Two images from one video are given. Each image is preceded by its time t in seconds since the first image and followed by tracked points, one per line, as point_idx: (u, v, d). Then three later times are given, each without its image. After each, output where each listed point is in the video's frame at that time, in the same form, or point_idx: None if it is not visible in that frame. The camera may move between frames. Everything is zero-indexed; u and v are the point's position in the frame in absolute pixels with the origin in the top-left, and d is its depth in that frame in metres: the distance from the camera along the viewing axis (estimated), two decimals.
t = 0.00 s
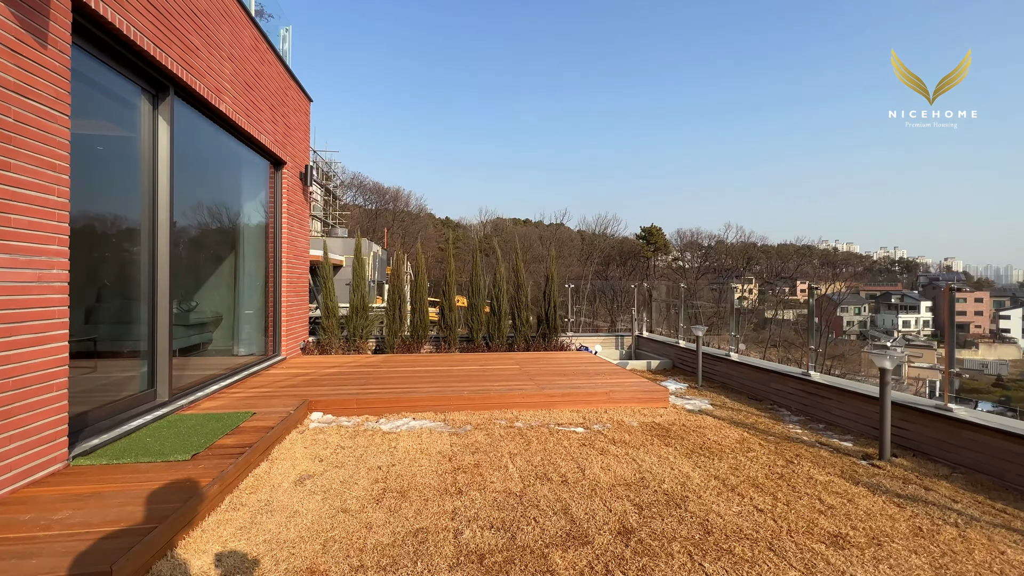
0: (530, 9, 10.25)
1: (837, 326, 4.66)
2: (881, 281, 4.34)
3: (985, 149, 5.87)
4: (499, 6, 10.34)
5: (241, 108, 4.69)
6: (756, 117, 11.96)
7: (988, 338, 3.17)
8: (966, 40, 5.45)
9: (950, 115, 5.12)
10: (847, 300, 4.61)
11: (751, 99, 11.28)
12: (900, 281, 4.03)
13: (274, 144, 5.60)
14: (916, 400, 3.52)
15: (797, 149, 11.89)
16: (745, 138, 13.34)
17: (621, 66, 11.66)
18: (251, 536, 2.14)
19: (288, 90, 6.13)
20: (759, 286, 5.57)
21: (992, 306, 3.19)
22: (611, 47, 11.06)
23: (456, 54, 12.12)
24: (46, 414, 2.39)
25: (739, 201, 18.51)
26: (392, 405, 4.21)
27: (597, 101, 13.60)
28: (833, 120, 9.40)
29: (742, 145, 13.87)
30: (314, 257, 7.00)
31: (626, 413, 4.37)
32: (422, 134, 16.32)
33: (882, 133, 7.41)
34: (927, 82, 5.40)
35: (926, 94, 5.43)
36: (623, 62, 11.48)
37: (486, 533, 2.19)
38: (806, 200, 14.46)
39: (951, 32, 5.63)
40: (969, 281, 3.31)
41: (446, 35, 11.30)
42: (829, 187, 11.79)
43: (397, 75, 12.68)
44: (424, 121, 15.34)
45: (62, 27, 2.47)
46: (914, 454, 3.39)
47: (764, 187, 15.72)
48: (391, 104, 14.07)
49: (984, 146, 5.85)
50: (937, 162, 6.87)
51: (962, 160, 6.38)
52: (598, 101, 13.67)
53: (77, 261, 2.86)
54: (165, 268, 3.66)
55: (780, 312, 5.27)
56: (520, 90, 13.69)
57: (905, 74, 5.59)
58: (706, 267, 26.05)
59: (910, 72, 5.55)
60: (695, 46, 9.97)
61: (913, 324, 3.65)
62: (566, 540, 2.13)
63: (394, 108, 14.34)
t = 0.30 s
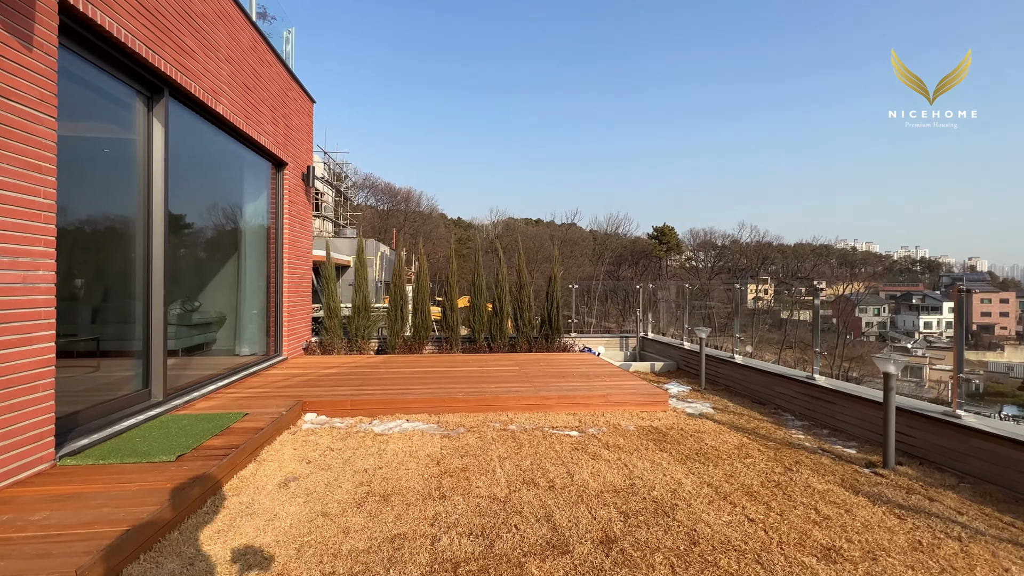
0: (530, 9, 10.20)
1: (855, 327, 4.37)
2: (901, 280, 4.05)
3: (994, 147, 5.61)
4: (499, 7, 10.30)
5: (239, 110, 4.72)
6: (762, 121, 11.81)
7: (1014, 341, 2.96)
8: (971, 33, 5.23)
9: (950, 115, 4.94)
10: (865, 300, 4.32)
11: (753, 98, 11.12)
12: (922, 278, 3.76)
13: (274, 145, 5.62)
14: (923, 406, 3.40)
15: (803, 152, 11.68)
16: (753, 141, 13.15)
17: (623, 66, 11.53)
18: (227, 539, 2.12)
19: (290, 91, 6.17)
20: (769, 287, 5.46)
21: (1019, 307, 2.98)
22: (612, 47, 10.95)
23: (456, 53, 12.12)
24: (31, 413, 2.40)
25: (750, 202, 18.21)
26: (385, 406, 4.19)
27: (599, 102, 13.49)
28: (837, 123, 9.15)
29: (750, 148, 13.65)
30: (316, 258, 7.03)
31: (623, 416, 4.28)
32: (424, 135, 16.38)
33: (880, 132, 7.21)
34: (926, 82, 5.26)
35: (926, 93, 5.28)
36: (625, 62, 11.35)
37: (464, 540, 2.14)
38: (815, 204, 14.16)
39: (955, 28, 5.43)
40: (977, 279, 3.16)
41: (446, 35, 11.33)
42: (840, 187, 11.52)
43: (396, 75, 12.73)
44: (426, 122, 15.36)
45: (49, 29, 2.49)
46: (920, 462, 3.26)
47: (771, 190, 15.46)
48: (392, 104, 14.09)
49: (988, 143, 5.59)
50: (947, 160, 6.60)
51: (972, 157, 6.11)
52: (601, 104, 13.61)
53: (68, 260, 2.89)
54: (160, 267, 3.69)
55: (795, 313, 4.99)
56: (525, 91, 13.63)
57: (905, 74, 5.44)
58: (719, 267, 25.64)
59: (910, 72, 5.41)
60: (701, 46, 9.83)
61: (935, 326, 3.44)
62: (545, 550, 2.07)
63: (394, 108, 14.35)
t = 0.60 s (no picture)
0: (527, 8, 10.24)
1: (875, 328, 4.15)
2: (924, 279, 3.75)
3: (1013, 145, 5.23)
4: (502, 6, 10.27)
5: (239, 110, 4.75)
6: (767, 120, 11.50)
7: None
8: (975, 28, 5.09)
9: (950, 114, 4.89)
10: (886, 300, 4.07)
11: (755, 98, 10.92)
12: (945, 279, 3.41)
13: (276, 146, 5.66)
14: (932, 410, 3.28)
15: (808, 152, 11.38)
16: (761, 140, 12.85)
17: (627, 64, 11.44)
18: (209, 539, 2.11)
19: (293, 92, 6.22)
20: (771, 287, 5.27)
21: None
22: (617, 45, 10.86)
23: (462, 53, 12.35)
24: (24, 411, 2.43)
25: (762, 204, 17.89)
26: (382, 407, 4.17)
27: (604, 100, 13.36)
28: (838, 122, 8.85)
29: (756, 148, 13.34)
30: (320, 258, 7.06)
31: (622, 418, 4.21)
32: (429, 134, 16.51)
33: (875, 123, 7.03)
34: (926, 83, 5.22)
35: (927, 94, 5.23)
36: (630, 60, 11.24)
37: (445, 544, 2.10)
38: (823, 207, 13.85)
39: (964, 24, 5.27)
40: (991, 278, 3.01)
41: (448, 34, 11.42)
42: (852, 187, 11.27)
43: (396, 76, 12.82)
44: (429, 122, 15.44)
45: (41, 32, 2.52)
46: (928, 469, 3.14)
47: (782, 191, 15.14)
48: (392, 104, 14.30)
49: (989, 134, 5.38)
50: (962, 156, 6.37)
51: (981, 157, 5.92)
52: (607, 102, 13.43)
53: (62, 261, 2.92)
54: (159, 268, 3.72)
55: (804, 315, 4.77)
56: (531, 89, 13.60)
57: (905, 74, 5.37)
58: (733, 267, 25.22)
59: (908, 72, 5.38)
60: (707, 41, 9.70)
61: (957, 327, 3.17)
62: (526, 556, 2.03)
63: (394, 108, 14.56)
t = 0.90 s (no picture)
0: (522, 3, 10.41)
1: (895, 330, 3.95)
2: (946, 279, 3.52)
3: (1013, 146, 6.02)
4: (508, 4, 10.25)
5: (239, 111, 4.79)
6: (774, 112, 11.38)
7: None
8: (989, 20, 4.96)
9: (949, 115, 5.13)
10: (906, 301, 3.86)
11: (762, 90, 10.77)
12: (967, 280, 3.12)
13: (277, 147, 5.70)
14: (939, 415, 3.17)
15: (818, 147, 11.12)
16: (769, 135, 12.69)
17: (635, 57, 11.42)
18: (189, 539, 2.12)
19: (295, 94, 6.26)
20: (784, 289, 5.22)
21: None
22: (624, 40, 10.79)
23: (467, 53, 12.56)
24: (16, 409, 2.46)
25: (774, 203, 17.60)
26: (376, 407, 4.16)
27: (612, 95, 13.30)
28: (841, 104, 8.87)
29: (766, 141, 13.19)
30: (323, 258, 7.11)
31: (619, 420, 4.15)
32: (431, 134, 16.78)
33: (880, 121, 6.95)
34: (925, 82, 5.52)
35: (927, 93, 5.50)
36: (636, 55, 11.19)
37: (424, 547, 2.08)
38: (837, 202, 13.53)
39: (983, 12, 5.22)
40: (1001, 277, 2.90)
41: (452, 35, 11.69)
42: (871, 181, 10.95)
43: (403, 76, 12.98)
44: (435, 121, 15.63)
45: (33, 35, 2.55)
46: (933, 476, 3.03)
47: (791, 188, 14.93)
48: (391, 104, 14.55)
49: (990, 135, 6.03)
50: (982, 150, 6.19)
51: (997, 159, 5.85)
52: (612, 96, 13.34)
53: (55, 260, 2.95)
54: (156, 268, 3.75)
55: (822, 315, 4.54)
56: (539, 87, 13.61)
57: (904, 73, 5.61)
58: (747, 267, 24.84)
59: (905, 70, 5.61)
60: (715, 35, 9.62)
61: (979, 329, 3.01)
62: (505, 561, 1.99)
63: (394, 108, 14.81)
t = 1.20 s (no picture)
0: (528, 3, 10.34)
1: (916, 331, 3.53)
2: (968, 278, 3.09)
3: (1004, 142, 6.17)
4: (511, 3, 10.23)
5: (237, 114, 4.84)
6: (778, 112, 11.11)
7: None
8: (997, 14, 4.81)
9: (949, 115, 5.00)
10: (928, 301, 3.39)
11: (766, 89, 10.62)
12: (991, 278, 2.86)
13: (278, 149, 5.75)
14: (939, 420, 3.07)
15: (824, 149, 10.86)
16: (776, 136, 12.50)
17: (636, 58, 11.35)
18: (166, 539, 2.14)
19: (297, 96, 6.33)
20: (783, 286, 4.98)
21: None
22: (627, 40, 10.68)
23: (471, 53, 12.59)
24: (7, 409, 2.51)
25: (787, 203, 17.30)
26: (369, 407, 4.17)
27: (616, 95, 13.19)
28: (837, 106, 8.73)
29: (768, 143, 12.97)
30: (325, 258, 7.17)
31: (613, 423, 4.10)
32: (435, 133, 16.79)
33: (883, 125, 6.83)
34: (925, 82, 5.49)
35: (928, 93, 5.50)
36: (638, 54, 11.11)
37: (397, 550, 2.07)
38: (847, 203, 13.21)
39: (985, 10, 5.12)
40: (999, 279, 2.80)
41: (455, 35, 11.75)
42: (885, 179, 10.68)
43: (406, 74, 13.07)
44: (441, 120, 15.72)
45: (23, 41, 2.60)
46: (932, 484, 2.93)
47: (803, 188, 14.65)
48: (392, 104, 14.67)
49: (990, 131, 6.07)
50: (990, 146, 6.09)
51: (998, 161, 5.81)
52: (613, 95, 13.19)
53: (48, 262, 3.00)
54: (152, 271, 3.81)
55: (839, 315, 4.11)
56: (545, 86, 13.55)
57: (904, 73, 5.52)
58: (761, 267, 24.45)
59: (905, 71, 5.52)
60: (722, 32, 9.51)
61: (1007, 331, 2.75)
62: (476, 566, 1.97)
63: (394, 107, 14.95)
